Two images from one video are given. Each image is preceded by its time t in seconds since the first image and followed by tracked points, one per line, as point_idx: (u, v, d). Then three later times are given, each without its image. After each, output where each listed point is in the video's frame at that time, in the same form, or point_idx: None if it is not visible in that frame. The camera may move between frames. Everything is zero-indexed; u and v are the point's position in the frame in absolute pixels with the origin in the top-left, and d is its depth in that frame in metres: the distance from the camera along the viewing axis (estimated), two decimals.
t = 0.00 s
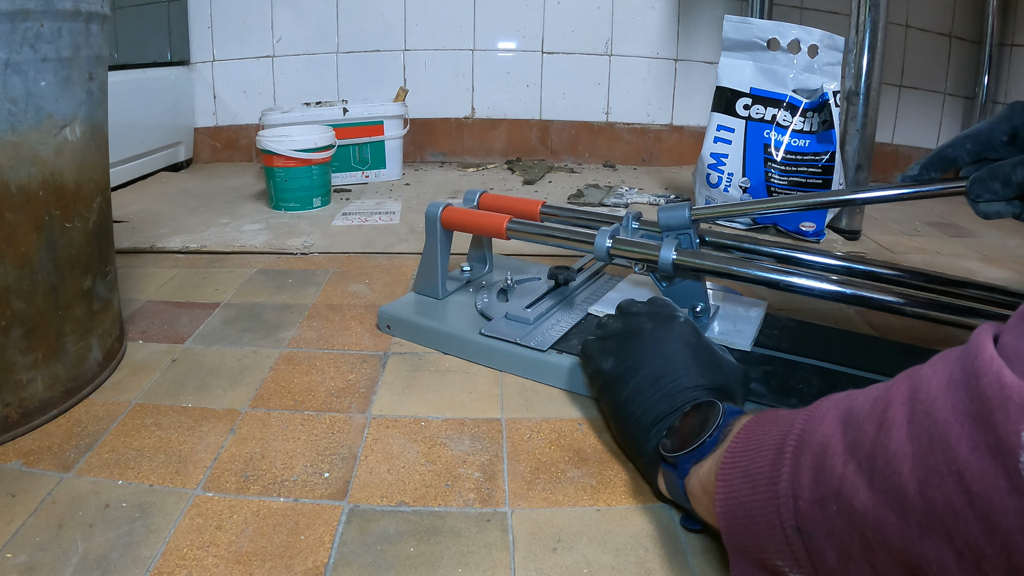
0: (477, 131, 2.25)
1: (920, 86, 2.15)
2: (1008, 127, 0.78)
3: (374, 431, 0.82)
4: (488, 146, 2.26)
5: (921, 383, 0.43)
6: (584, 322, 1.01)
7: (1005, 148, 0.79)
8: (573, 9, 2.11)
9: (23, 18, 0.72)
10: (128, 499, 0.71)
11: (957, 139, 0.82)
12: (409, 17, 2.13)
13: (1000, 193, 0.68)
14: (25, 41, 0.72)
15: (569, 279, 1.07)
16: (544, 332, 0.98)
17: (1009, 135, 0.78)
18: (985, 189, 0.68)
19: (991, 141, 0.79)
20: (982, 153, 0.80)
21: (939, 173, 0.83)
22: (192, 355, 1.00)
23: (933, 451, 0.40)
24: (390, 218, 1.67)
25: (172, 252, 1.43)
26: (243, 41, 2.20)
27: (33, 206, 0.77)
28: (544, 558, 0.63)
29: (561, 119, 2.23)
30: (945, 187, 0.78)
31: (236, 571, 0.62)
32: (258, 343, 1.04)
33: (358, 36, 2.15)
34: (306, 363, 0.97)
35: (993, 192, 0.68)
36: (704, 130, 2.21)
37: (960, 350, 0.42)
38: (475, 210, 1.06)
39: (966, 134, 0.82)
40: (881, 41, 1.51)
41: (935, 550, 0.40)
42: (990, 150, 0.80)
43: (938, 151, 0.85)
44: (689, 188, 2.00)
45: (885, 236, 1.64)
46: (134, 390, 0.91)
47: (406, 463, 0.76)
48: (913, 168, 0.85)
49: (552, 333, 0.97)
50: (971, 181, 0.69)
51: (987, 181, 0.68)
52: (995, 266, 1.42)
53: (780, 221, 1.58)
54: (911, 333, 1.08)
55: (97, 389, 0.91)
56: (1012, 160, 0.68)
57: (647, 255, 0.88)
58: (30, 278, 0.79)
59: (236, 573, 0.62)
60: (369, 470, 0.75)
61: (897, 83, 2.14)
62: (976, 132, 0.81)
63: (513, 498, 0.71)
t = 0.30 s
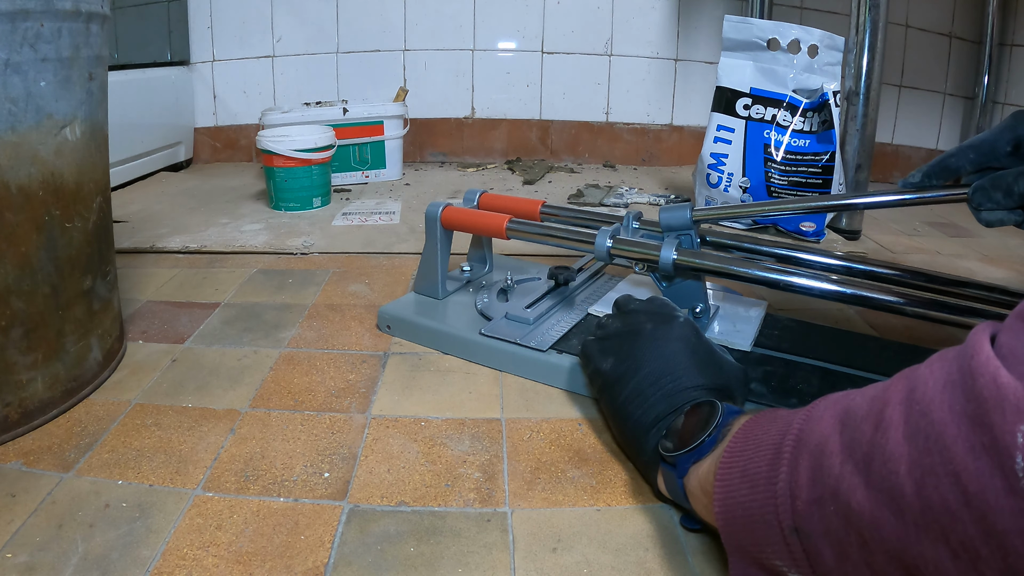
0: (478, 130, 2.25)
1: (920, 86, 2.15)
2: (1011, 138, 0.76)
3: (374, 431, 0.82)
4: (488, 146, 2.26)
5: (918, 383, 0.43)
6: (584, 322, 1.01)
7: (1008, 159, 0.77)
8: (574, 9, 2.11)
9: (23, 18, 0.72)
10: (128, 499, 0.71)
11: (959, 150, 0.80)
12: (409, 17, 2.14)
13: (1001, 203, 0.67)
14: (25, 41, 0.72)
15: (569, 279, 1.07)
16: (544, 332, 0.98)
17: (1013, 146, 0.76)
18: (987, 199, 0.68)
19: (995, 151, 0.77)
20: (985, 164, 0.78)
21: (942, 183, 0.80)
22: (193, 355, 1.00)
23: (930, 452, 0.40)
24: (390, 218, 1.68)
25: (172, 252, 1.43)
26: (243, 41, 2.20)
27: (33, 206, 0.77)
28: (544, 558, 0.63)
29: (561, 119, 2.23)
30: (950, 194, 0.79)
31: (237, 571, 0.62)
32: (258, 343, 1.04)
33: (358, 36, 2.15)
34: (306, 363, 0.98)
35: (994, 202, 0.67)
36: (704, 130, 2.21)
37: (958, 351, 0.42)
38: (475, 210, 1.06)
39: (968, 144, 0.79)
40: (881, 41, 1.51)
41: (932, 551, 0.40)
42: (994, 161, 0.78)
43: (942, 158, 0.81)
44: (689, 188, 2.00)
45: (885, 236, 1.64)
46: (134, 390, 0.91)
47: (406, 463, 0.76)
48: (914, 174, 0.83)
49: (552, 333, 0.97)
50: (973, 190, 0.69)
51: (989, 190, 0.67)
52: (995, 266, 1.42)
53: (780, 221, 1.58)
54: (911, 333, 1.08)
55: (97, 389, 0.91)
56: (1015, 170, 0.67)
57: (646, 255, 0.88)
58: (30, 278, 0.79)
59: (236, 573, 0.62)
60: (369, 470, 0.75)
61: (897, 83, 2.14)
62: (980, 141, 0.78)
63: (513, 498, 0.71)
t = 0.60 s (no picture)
0: (478, 130, 2.25)
1: (920, 86, 2.15)
2: (1013, 141, 0.77)
3: (374, 431, 0.82)
4: (488, 146, 2.26)
5: (920, 384, 0.43)
6: (584, 322, 1.01)
7: (1009, 162, 0.79)
8: (574, 9, 2.11)
9: (23, 18, 0.72)
10: (128, 499, 0.71)
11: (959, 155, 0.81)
12: (409, 17, 2.14)
13: (1003, 206, 0.68)
14: (25, 41, 0.72)
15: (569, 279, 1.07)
16: (544, 332, 0.98)
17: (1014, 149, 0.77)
18: (988, 201, 0.68)
19: (996, 155, 0.79)
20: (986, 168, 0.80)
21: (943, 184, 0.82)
22: (193, 355, 1.00)
23: (930, 453, 0.40)
24: (390, 218, 1.67)
25: (172, 252, 1.43)
26: (244, 41, 2.20)
27: (33, 206, 0.77)
28: (544, 558, 0.63)
29: (561, 119, 2.23)
30: (949, 197, 0.79)
31: (236, 571, 0.62)
32: (258, 343, 1.04)
33: (358, 36, 2.15)
34: (306, 363, 0.98)
35: (996, 205, 0.68)
36: (704, 130, 2.21)
37: (959, 352, 0.43)
38: (476, 210, 1.06)
39: (969, 147, 0.81)
40: (881, 41, 1.51)
41: (932, 553, 0.40)
42: (994, 164, 0.79)
43: (943, 162, 0.83)
44: (689, 188, 2.00)
45: (884, 236, 1.64)
46: (134, 390, 0.91)
47: (406, 463, 0.76)
48: (915, 178, 0.85)
49: (552, 334, 0.97)
50: (974, 193, 0.70)
51: (991, 192, 0.68)
52: (994, 266, 1.42)
53: (780, 221, 1.58)
54: (911, 333, 1.08)
55: (97, 389, 0.91)
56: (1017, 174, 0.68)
57: (646, 255, 0.88)
58: (30, 278, 0.79)
59: (236, 573, 0.62)
60: (369, 471, 0.75)
61: (897, 83, 2.14)
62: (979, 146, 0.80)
63: (513, 498, 0.71)
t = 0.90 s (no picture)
0: (478, 130, 2.25)
1: (920, 86, 2.15)
2: (1018, 115, 0.75)
3: (374, 431, 0.82)
4: (488, 146, 2.26)
5: (898, 379, 0.43)
6: (596, 326, 1.00)
7: (1017, 136, 0.76)
8: (574, 9, 2.11)
9: (23, 18, 0.72)
10: (128, 499, 0.71)
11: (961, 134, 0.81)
12: (408, 17, 2.14)
13: (1018, 179, 0.68)
14: (25, 41, 0.72)
15: (581, 282, 1.07)
16: (556, 337, 0.97)
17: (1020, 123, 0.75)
18: (1003, 176, 0.69)
19: (1001, 129, 0.77)
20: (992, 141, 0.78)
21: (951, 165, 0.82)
22: (192, 355, 1.00)
23: (902, 446, 0.40)
24: (391, 218, 1.68)
25: (172, 252, 1.43)
26: (243, 41, 2.20)
27: (33, 206, 0.77)
28: (544, 558, 0.63)
29: (561, 119, 2.23)
30: (958, 174, 0.79)
31: (236, 571, 0.62)
32: (258, 343, 1.04)
33: (358, 36, 2.16)
34: (306, 363, 0.98)
35: (1010, 178, 0.68)
36: (704, 130, 2.21)
37: (938, 347, 0.42)
38: (481, 211, 1.06)
39: (977, 126, 0.80)
40: (881, 41, 1.51)
41: (902, 548, 0.40)
42: (1003, 138, 0.77)
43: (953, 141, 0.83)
44: (690, 188, 2.00)
45: (885, 236, 1.64)
46: (133, 390, 0.91)
47: (406, 463, 0.76)
48: (924, 158, 0.86)
49: (564, 338, 0.96)
50: (989, 170, 0.70)
51: (1004, 167, 0.69)
52: (995, 266, 1.42)
53: (780, 221, 1.58)
54: (911, 334, 1.08)
55: (97, 389, 0.91)
56: None
57: (663, 259, 0.87)
58: (30, 278, 0.79)
59: (236, 573, 0.62)
60: (369, 470, 0.75)
61: (897, 83, 2.14)
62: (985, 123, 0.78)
63: (513, 497, 0.71)
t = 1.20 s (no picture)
0: (478, 130, 2.24)
1: (920, 86, 2.15)
2: (999, 65, 0.76)
3: (374, 431, 0.82)
4: (488, 146, 2.26)
5: (886, 349, 0.43)
6: (595, 326, 1.00)
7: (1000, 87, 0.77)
8: (574, 9, 2.11)
9: (23, 18, 0.72)
10: (128, 499, 0.71)
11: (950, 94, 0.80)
12: (408, 17, 2.14)
13: (1007, 129, 0.67)
14: (25, 40, 0.72)
15: (581, 282, 1.07)
16: (556, 337, 0.97)
17: (1002, 73, 0.76)
18: (991, 129, 0.68)
19: (983, 83, 0.77)
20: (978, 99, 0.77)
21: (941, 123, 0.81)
22: (192, 354, 1.00)
23: (888, 409, 0.40)
24: (390, 218, 1.68)
25: (172, 252, 1.43)
26: (243, 41, 2.20)
27: (33, 206, 0.77)
28: (544, 558, 0.63)
29: (561, 119, 2.23)
30: (948, 136, 0.78)
31: (236, 571, 0.62)
32: (258, 343, 1.04)
33: (358, 36, 2.15)
34: (305, 363, 0.98)
35: (999, 130, 0.68)
36: (704, 130, 2.21)
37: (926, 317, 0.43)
38: (483, 212, 1.06)
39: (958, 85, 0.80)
40: (881, 41, 1.51)
41: (885, 513, 0.40)
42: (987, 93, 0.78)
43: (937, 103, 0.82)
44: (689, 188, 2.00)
45: (884, 236, 1.64)
46: (133, 390, 0.91)
47: (406, 463, 0.76)
48: (911, 125, 0.85)
49: (564, 338, 0.96)
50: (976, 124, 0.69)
51: (991, 120, 0.68)
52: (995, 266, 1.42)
53: (780, 221, 1.58)
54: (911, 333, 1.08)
55: (97, 389, 0.91)
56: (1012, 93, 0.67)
57: (665, 259, 0.87)
58: (30, 278, 0.79)
59: (236, 573, 0.62)
60: (369, 470, 0.75)
61: (896, 83, 2.14)
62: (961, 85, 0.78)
63: (513, 498, 0.71)
